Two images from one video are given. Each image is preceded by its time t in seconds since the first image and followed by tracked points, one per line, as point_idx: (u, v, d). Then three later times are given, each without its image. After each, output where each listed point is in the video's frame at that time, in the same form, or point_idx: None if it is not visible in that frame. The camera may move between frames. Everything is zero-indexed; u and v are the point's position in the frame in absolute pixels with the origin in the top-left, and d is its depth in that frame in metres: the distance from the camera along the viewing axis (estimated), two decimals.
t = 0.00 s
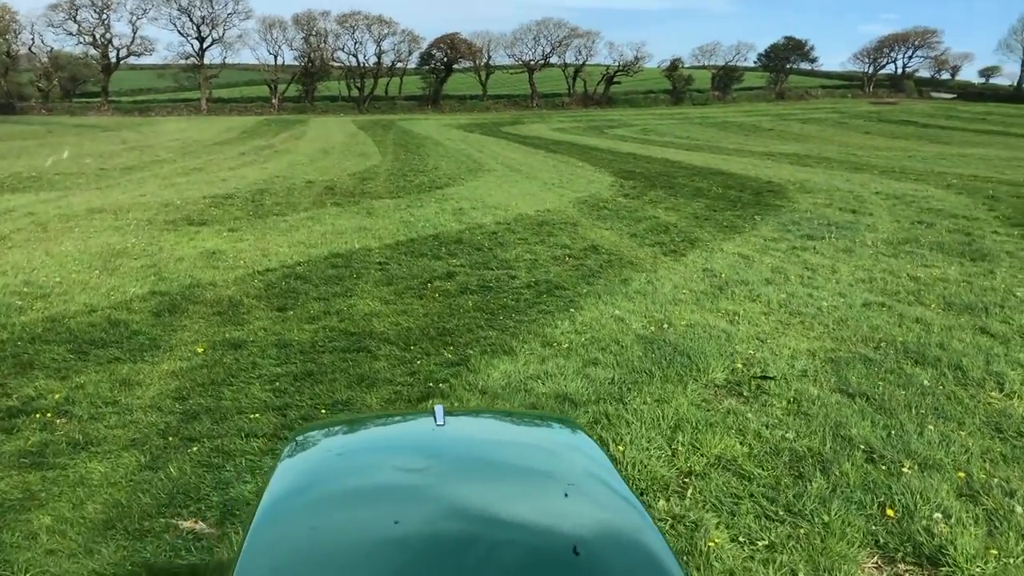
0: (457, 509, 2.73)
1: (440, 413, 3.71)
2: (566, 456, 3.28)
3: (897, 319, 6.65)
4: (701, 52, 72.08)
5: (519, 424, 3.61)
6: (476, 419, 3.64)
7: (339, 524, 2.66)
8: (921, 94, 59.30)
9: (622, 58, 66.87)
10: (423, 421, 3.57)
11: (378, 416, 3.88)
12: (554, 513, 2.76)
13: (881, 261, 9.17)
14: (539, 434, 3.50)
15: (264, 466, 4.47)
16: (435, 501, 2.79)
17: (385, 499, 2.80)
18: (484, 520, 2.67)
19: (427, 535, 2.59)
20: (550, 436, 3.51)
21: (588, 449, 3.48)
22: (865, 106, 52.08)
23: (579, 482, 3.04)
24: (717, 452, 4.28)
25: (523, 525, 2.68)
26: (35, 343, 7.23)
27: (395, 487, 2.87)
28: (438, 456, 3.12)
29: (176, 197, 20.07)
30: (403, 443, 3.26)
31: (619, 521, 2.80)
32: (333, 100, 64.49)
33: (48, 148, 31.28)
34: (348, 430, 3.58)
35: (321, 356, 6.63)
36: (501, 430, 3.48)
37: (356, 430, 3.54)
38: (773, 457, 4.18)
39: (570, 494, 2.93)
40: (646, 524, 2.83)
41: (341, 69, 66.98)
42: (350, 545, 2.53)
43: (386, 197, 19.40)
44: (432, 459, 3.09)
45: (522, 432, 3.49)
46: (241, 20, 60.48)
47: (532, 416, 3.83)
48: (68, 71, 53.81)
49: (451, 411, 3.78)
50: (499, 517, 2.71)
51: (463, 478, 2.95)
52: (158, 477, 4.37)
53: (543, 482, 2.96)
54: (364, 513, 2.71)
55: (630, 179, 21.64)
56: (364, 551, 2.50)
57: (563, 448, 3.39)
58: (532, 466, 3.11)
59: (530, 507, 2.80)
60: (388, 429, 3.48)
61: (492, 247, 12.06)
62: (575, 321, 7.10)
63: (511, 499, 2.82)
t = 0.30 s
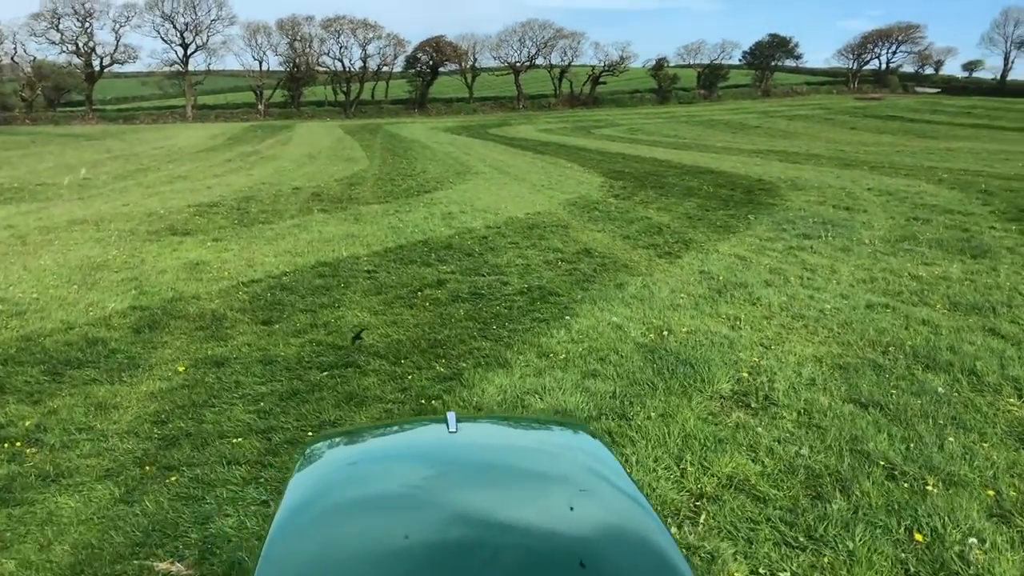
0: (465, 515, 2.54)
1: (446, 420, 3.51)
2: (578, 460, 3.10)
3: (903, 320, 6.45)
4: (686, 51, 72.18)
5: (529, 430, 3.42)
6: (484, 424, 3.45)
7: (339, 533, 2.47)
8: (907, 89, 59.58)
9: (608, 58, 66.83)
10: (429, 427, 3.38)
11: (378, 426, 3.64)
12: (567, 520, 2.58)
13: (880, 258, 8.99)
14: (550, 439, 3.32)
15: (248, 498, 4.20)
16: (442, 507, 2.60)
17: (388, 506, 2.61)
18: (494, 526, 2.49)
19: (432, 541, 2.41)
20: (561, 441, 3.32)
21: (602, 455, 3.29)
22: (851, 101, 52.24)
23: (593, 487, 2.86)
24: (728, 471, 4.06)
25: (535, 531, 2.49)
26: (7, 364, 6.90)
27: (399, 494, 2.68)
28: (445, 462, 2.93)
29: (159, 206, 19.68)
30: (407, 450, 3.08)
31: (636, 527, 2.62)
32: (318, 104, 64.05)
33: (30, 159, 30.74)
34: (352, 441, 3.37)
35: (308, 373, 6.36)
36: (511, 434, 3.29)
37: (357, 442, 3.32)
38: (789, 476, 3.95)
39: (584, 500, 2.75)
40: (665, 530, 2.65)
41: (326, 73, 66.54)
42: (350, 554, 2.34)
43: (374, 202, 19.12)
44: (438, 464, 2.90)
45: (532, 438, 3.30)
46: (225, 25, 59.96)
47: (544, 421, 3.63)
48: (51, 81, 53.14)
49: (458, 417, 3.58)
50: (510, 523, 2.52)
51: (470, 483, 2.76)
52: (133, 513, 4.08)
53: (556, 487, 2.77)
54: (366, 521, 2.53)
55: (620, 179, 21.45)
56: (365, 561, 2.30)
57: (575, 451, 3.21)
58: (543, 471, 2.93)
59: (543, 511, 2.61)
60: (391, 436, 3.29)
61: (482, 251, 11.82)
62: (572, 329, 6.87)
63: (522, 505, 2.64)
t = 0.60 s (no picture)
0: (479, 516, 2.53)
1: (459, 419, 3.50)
2: (592, 456, 3.09)
3: (915, 322, 6.21)
4: (676, 50, 72.18)
5: (543, 426, 3.41)
6: (497, 421, 3.43)
7: (354, 535, 2.48)
8: (896, 85, 59.73)
9: (599, 58, 66.74)
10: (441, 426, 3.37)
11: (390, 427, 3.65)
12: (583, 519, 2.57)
13: (884, 258, 8.75)
14: (563, 436, 3.30)
15: (229, 532, 3.92)
16: (455, 507, 2.60)
17: (403, 507, 2.61)
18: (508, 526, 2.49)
19: (446, 542, 2.41)
20: (575, 437, 3.31)
21: (617, 449, 3.29)
22: (841, 98, 52.27)
23: (608, 485, 2.84)
24: (744, 493, 3.79)
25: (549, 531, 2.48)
26: None
27: (413, 495, 2.68)
28: (458, 461, 2.92)
29: (145, 212, 19.30)
30: (419, 449, 3.07)
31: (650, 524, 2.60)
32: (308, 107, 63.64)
33: (14, 165, 30.28)
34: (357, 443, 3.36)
35: (295, 389, 6.09)
36: (524, 432, 3.27)
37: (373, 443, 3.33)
38: (809, 497, 3.69)
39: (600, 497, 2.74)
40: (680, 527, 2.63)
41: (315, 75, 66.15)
42: (365, 556, 2.34)
43: (364, 206, 18.82)
44: (451, 464, 2.90)
45: (545, 434, 3.29)
46: (213, 29, 59.49)
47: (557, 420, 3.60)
48: (38, 86, 52.61)
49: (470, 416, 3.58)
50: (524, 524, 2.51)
51: (484, 484, 2.75)
52: (104, 550, 3.79)
53: (570, 485, 2.76)
54: (380, 523, 2.53)
55: (614, 179, 21.23)
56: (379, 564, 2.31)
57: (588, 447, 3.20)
58: (557, 468, 2.91)
59: (557, 511, 2.61)
60: (404, 436, 3.28)
61: (476, 256, 11.54)
62: (571, 338, 6.62)
63: (536, 505, 2.63)
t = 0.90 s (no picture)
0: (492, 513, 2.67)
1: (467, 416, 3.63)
2: (596, 451, 3.23)
3: (924, 323, 5.98)
4: (665, 47, 72.07)
5: (548, 422, 3.55)
6: (504, 420, 3.56)
7: (373, 533, 2.61)
8: (884, 81, 59.86)
9: (587, 56, 66.51)
10: (450, 424, 3.50)
11: (400, 420, 3.84)
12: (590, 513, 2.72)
13: (885, 256, 8.53)
14: (568, 432, 3.44)
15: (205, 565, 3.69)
16: (470, 505, 2.74)
17: (418, 506, 2.74)
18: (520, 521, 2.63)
19: (462, 537, 2.55)
20: (583, 433, 3.44)
21: (620, 442, 3.43)
22: (830, 94, 52.27)
23: (613, 478, 3.00)
24: (757, 514, 3.55)
25: (559, 524, 2.63)
26: None
27: (429, 493, 2.82)
28: (470, 460, 3.06)
29: (127, 216, 18.89)
30: (431, 448, 3.21)
31: (655, 515, 2.75)
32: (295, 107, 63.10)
33: None
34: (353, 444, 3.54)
35: (277, 403, 5.89)
36: (530, 430, 3.42)
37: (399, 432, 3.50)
38: (827, 519, 3.46)
39: (607, 492, 2.88)
40: (683, 516, 2.79)
41: (303, 75, 65.60)
42: (386, 552, 2.48)
43: (352, 207, 18.49)
44: (463, 464, 3.03)
45: (551, 431, 3.43)
46: (199, 29, 58.89)
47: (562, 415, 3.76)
48: (21, 88, 51.92)
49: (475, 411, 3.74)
50: (536, 519, 2.66)
51: (496, 481, 2.90)
52: None
53: (577, 480, 2.90)
54: (398, 519, 2.67)
55: (605, 178, 20.99)
56: (400, 559, 2.44)
57: (593, 441, 3.34)
58: (563, 465, 3.06)
59: (566, 506, 2.75)
60: (414, 435, 3.41)
61: (466, 258, 11.26)
62: (566, 345, 6.40)
63: (545, 499, 2.78)
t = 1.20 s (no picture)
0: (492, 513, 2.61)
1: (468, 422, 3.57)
2: (599, 452, 3.17)
3: (927, 327, 5.77)
4: (648, 46, 72.10)
5: (551, 425, 3.48)
6: (507, 423, 3.49)
7: (370, 538, 2.56)
8: (867, 78, 60.20)
9: (572, 55, 66.36)
10: (450, 429, 3.43)
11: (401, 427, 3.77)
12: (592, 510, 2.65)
13: (881, 256, 8.34)
14: (570, 433, 3.38)
15: None
16: (471, 506, 2.67)
17: (420, 508, 2.68)
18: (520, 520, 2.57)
19: (461, 536, 2.49)
20: (586, 434, 3.38)
21: (622, 442, 3.36)
22: (814, 92, 52.44)
23: (614, 478, 2.93)
24: (769, 543, 3.30)
25: (560, 521, 2.57)
26: None
27: (429, 496, 2.76)
28: (471, 462, 3.00)
29: (105, 221, 18.43)
30: (433, 452, 3.15)
31: (657, 512, 2.69)
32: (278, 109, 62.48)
33: None
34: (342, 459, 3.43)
35: (253, 423, 5.72)
36: (533, 431, 3.34)
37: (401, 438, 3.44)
38: (843, 547, 3.24)
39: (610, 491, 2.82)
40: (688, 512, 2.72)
41: (285, 77, 64.98)
42: (383, 556, 2.42)
43: (336, 210, 18.15)
44: (464, 466, 2.97)
45: (555, 432, 3.36)
46: (180, 32, 58.21)
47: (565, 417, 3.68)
48: None
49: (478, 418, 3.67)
50: (536, 517, 2.59)
51: (495, 481, 2.83)
52: None
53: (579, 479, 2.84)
54: (396, 523, 2.60)
55: (591, 178, 20.78)
56: (397, 563, 2.38)
57: (595, 442, 3.26)
58: (566, 464, 3.00)
59: (568, 504, 2.69)
60: (415, 441, 3.35)
61: (452, 262, 10.99)
62: (558, 356, 6.16)
63: (546, 497, 2.72)
